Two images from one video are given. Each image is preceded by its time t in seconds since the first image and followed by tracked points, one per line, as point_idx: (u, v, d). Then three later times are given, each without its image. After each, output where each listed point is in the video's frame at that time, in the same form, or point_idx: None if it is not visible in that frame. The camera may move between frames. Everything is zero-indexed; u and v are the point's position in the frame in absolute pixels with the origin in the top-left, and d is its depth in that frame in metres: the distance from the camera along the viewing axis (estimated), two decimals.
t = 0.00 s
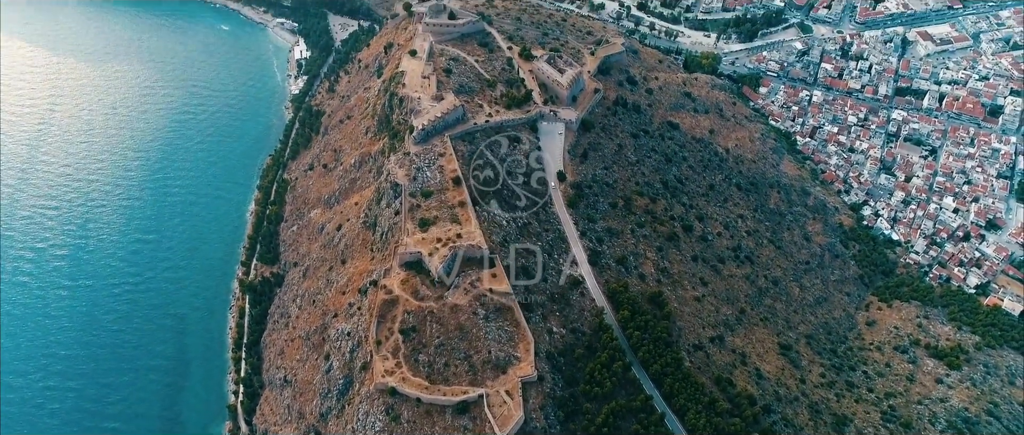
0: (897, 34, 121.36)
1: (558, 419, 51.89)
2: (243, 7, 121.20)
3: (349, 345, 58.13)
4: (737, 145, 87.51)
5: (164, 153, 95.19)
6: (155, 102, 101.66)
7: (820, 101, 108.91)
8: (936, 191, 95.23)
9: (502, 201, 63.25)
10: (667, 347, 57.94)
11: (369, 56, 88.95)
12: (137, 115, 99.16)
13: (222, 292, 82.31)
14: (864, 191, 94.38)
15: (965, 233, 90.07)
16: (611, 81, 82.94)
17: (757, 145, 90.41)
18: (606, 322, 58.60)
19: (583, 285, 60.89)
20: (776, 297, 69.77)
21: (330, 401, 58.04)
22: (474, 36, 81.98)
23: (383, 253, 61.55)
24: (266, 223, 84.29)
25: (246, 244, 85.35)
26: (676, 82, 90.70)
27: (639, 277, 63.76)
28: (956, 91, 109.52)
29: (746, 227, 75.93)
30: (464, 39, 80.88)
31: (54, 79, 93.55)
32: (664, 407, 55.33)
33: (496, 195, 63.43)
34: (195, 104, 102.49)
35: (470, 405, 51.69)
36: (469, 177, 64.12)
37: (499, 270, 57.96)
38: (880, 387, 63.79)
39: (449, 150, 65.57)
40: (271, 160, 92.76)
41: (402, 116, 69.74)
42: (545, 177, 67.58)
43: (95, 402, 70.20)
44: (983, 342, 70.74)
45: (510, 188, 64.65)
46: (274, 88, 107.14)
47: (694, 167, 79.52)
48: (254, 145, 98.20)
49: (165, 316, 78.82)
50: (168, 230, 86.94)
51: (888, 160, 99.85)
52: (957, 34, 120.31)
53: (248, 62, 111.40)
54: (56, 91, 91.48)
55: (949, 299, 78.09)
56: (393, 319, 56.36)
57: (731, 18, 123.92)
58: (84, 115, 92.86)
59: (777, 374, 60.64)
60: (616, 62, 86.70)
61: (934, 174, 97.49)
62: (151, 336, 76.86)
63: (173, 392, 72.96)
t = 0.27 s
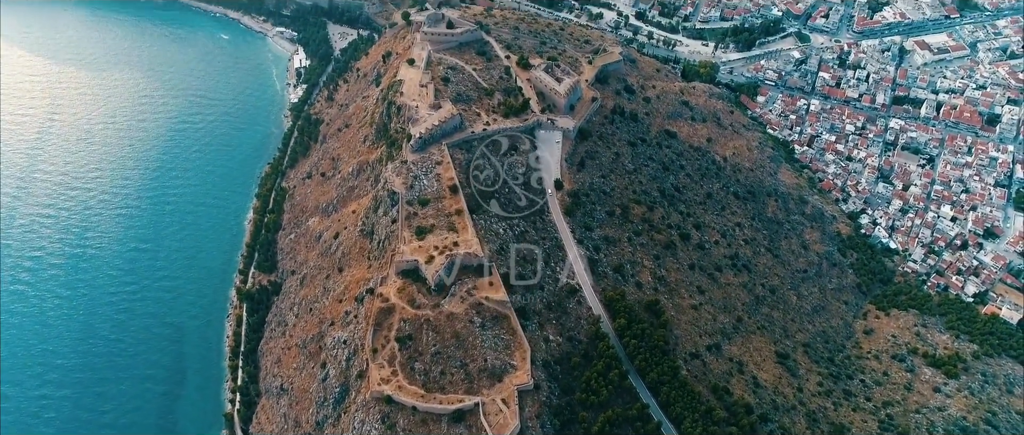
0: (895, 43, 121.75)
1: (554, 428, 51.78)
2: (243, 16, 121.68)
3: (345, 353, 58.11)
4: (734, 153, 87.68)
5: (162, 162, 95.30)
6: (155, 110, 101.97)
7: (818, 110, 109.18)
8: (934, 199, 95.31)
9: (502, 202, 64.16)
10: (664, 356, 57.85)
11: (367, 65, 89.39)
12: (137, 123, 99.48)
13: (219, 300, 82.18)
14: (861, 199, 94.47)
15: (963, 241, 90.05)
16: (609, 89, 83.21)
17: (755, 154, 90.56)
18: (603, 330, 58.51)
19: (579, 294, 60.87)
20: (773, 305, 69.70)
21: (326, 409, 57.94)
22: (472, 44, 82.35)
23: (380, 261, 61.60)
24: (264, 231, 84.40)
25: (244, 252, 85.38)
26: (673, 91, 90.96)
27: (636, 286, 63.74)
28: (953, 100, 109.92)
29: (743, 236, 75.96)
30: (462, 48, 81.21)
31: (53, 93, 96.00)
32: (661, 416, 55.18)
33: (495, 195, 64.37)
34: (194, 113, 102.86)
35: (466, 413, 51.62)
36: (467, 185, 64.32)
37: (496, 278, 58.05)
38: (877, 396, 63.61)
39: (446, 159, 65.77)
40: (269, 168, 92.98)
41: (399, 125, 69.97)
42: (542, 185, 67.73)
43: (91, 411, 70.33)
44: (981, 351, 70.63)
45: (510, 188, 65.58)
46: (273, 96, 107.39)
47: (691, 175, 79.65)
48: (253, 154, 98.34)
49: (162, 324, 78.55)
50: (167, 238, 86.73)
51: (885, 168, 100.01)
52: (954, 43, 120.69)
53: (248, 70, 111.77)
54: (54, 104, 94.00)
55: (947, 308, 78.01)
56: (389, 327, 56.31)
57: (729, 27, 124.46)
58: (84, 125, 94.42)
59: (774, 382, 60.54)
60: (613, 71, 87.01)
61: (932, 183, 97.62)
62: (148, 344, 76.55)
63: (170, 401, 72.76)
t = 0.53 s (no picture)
0: (892, 52, 122.20)
1: None
2: (242, 25, 122.05)
3: (341, 362, 58.03)
4: (732, 162, 87.81)
5: (161, 170, 95.39)
6: (154, 119, 102.25)
7: (816, 119, 109.38)
8: (932, 208, 95.38)
9: (501, 202, 65.10)
10: (661, 364, 57.74)
11: (366, 74, 89.71)
12: (136, 132, 99.63)
13: (217, 308, 82.05)
14: (859, 208, 94.54)
15: (961, 249, 90.04)
16: (607, 98, 83.44)
17: (752, 162, 90.71)
18: (599, 338, 58.47)
19: (576, 302, 60.85)
20: (771, 314, 69.63)
21: (322, 418, 57.73)
22: (470, 53, 82.66)
23: (376, 270, 61.60)
24: (262, 239, 84.45)
25: (242, 260, 85.36)
26: (671, 100, 91.22)
27: (633, 294, 63.67)
28: (951, 109, 110.26)
29: (740, 244, 76.00)
30: (460, 57, 81.51)
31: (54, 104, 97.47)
32: (658, 425, 55.01)
33: (495, 195, 65.32)
34: (193, 121, 103.15)
35: (461, 422, 51.51)
36: (464, 192, 64.42)
37: (492, 286, 57.98)
38: (875, 405, 63.40)
39: (443, 167, 65.89)
40: (268, 177, 93.19)
41: (397, 133, 70.19)
42: (539, 194, 67.85)
43: (88, 420, 70.07)
44: (979, 360, 70.55)
45: (510, 188, 66.51)
46: (272, 104, 107.52)
47: (689, 184, 79.79)
48: (251, 162, 98.42)
49: (160, 333, 78.50)
50: (165, 246, 86.78)
51: (883, 177, 100.14)
52: (951, 52, 121.19)
53: (247, 78, 112.03)
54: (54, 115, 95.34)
55: (945, 316, 77.94)
56: (385, 336, 56.25)
57: (726, 36, 124.93)
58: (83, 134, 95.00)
59: (771, 391, 60.41)
60: (611, 80, 87.27)
61: (930, 191, 97.76)
62: (146, 353, 76.56)
63: (166, 410, 72.49)
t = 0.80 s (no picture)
0: (889, 59, 122.55)
1: None
2: (242, 33, 122.36)
3: (338, 369, 57.98)
4: (729, 169, 87.93)
5: (160, 179, 95.45)
6: (154, 127, 102.44)
7: (814, 126, 109.49)
8: (930, 215, 95.39)
9: (501, 201, 65.93)
10: (658, 372, 57.65)
11: (364, 81, 90.02)
12: (136, 139, 99.77)
13: (215, 315, 81.98)
14: (857, 215, 94.63)
15: (959, 257, 90.00)
16: (604, 106, 83.64)
17: (750, 169, 90.83)
18: (596, 346, 58.41)
19: (573, 309, 60.81)
20: (768, 321, 69.55)
21: (319, 425, 57.63)
22: (469, 61, 82.97)
23: (373, 277, 61.63)
24: (260, 246, 84.53)
25: (240, 267, 85.38)
26: (669, 107, 91.45)
27: (630, 302, 63.64)
28: (948, 116, 110.53)
29: (738, 251, 76.00)
30: (458, 65, 81.81)
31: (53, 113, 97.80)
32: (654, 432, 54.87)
33: (495, 195, 66.15)
34: (193, 128, 103.50)
35: (458, 430, 51.42)
36: (461, 199, 64.48)
37: (489, 294, 58.00)
38: (873, 412, 63.22)
39: (441, 174, 66.02)
40: (266, 184, 93.41)
41: (395, 141, 70.41)
42: (537, 201, 68.01)
43: (85, 427, 70.03)
44: (977, 368, 70.46)
45: (510, 188, 67.37)
46: (271, 112, 107.78)
47: (686, 191, 79.90)
48: (250, 170, 98.61)
49: (157, 339, 78.52)
50: (164, 254, 86.84)
51: (881, 184, 100.23)
52: (949, 60, 121.51)
53: (247, 85, 112.35)
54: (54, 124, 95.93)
55: (943, 324, 77.87)
56: (382, 343, 56.23)
57: (724, 44, 125.33)
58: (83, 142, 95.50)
59: (769, 399, 60.26)
60: (609, 87, 87.50)
61: (928, 199, 97.87)
62: (143, 359, 76.53)
63: (163, 417, 72.36)
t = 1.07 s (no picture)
0: (886, 68, 122.95)
1: None
2: (242, 41, 122.74)
3: (334, 377, 57.88)
4: (727, 178, 88.11)
5: (158, 188, 95.87)
6: (153, 136, 102.90)
7: (811, 135, 109.69)
8: (927, 223, 95.46)
9: (502, 201, 66.86)
10: (655, 380, 57.58)
11: (362, 90, 90.36)
12: (134, 148, 100.16)
13: (212, 324, 82.07)
14: (855, 223, 94.73)
15: (956, 265, 89.99)
16: (601, 114, 83.89)
17: (747, 178, 91.01)
18: (593, 354, 58.38)
19: (570, 317, 60.78)
20: (765, 330, 69.48)
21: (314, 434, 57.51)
22: (466, 70, 83.33)
23: (370, 285, 61.61)
24: (258, 254, 84.61)
25: (238, 275, 85.45)
26: (666, 116, 91.72)
27: (627, 310, 63.62)
28: (945, 125, 110.82)
29: (735, 259, 76.05)
30: (456, 73, 82.16)
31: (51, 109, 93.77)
32: None
33: (496, 195, 67.09)
34: (191, 137, 103.88)
35: None
36: (458, 208, 64.57)
37: (485, 302, 57.97)
38: (871, 421, 63.03)
39: (438, 182, 66.12)
40: (265, 193, 93.65)
41: (392, 149, 70.62)
42: (534, 209, 68.22)
43: None
44: (975, 376, 70.30)
45: (509, 188, 68.37)
46: (270, 120, 108.06)
47: (684, 200, 80.03)
48: (248, 178, 98.85)
49: (155, 347, 78.82)
50: (162, 263, 87.39)
51: (878, 193, 100.35)
52: (946, 69, 121.95)
53: (246, 94, 112.69)
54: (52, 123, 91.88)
55: (941, 332, 77.78)
56: (378, 351, 56.15)
57: (722, 53, 125.83)
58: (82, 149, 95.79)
59: (766, 407, 60.11)
60: (606, 96, 87.80)
61: (925, 207, 97.96)
62: (141, 367, 76.78)
63: (160, 425, 72.54)
